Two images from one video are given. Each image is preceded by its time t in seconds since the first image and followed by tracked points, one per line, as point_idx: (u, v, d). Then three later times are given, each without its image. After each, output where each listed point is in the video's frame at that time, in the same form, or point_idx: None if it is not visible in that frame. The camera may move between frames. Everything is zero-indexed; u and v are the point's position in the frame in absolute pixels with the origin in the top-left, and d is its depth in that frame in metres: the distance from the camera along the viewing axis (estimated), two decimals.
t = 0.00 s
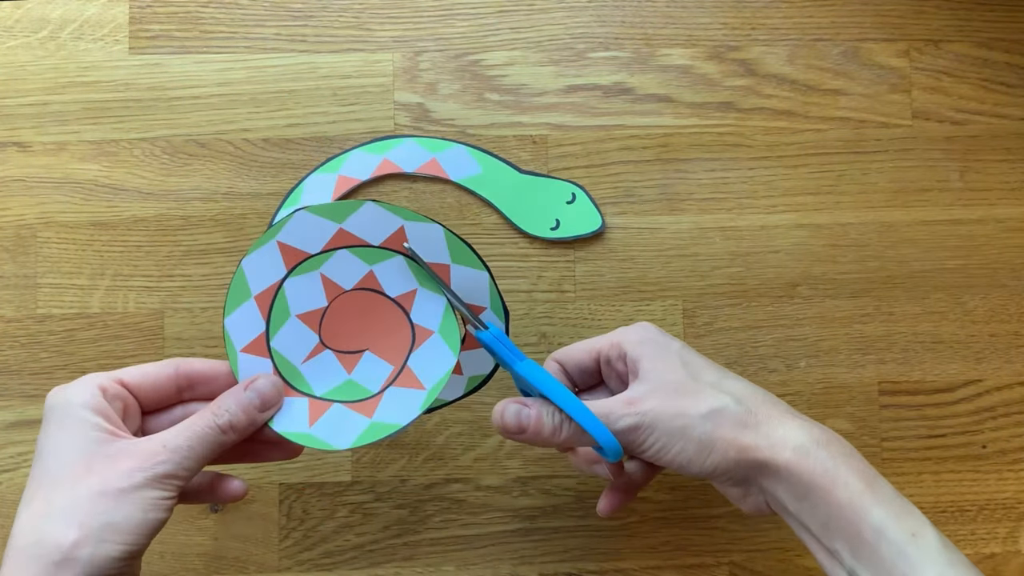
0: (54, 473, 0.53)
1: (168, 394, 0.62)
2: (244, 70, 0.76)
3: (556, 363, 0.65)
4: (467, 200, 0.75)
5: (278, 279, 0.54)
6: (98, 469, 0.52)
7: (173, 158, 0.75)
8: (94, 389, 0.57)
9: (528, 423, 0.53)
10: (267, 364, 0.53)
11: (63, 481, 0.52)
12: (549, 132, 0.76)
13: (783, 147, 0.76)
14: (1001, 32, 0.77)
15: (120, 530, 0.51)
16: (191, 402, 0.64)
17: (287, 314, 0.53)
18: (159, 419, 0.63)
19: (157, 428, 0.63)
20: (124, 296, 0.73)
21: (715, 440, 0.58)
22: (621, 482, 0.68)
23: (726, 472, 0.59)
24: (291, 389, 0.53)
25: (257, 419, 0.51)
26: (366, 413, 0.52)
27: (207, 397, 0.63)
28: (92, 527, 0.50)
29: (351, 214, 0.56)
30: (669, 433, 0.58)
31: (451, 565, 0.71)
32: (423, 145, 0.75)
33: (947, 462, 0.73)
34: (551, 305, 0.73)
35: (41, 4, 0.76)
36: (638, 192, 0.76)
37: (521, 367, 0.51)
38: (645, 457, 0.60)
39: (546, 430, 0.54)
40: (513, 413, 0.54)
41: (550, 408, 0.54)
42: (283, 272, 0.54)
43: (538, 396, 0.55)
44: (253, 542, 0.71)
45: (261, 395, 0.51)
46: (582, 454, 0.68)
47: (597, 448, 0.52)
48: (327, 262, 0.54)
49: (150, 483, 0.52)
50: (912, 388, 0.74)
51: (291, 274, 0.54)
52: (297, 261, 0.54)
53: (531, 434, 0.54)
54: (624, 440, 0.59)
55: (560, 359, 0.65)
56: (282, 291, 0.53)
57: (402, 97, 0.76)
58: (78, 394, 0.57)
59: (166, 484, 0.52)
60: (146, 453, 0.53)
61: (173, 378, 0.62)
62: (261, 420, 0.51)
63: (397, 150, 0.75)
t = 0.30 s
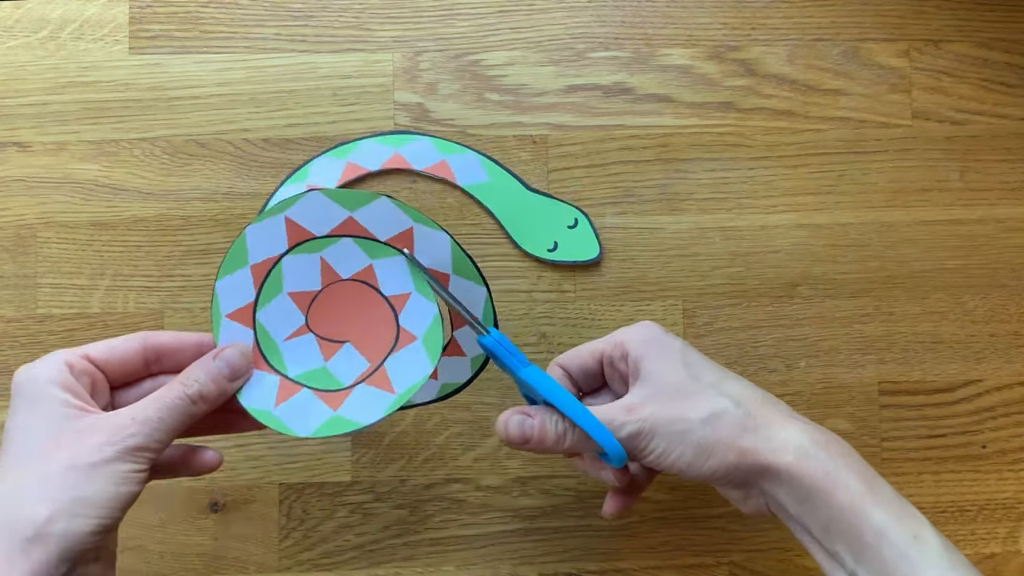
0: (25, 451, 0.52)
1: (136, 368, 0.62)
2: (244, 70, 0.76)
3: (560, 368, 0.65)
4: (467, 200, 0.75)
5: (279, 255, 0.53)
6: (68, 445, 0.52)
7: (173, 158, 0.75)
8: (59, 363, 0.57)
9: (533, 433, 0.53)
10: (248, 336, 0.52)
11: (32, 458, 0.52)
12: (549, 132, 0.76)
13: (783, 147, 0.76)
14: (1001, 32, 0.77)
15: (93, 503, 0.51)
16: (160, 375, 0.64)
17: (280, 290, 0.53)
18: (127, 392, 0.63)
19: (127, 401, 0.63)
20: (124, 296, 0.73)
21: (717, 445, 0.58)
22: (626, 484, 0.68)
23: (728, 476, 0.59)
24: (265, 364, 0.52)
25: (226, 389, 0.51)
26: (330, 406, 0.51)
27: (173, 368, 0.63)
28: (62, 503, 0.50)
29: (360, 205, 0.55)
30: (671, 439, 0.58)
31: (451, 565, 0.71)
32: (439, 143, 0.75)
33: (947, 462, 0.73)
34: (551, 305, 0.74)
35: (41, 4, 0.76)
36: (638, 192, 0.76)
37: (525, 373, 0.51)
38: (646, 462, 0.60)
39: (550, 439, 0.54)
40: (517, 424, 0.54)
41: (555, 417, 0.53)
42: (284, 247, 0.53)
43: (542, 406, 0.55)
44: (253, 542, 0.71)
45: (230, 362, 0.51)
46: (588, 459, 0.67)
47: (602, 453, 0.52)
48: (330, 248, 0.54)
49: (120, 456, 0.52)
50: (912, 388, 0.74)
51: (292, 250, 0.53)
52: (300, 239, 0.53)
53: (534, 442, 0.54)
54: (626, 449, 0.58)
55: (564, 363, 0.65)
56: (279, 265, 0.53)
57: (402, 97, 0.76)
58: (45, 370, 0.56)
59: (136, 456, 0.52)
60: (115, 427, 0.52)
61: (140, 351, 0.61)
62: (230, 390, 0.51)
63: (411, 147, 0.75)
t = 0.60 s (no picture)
0: (77, 464, 0.53)
1: (191, 385, 0.62)
2: (245, 70, 0.76)
3: (526, 324, 0.64)
4: (467, 201, 0.75)
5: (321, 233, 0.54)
6: (123, 458, 0.52)
7: (173, 158, 0.75)
8: (115, 379, 0.57)
9: (489, 374, 0.52)
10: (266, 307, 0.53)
11: (88, 467, 0.52)
12: (549, 132, 0.76)
13: (783, 147, 0.76)
14: (1001, 32, 0.77)
15: (148, 517, 0.51)
16: (214, 393, 0.64)
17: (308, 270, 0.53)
18: (183, 409, 0.63)
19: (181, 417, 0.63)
20: (124, 296, 0.73)
21: (690, 410, 0.58)
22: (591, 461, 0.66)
23: (700, 443, 0.59)
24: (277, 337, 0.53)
25: (281, 402, 0.52)
26: (332, 397, 0.53)
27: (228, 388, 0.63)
28: (121, 513, 0.51)
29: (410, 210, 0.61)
30: (646, 403, 0.57)
31: (451, 565, 0.71)
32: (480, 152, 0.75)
33: (947, 462, 0.73)
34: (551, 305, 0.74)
35: (41, 4, 0.76)
36: (638, 192, 0.76)
37: (492, 326, 0.52)
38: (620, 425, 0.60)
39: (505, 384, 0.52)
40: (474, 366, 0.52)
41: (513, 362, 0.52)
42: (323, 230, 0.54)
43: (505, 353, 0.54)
44: (253, 542, 0.71)
45: (282, 377, 0.51)
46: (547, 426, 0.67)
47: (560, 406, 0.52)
48: (367, 241, 0.54)
49: (176, 470, 0.52)
50: (912, 388, 0.74)
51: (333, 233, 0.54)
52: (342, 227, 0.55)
53: (491, 387, 0.52)
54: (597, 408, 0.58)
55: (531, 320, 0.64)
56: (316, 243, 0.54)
57: (402, 97, 0.76)
58: (100, 382, 0.57)
59: (192, 470, 0.52)
60: (171, 440, 0.52)
61: (197, 368, 0.61)
62: (285, 403, 0.52)
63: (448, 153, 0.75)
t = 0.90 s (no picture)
0: (45, 448, 0.53)
1: (164, 372, 0.62)
2: (245, 70, 0.76)
3: (545, 334, 0.65)
4: (467, 201, 0.75)
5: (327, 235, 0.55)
6: (90, 445, 0.52)
7: (173, 158, 0.75)
8: (89, 364, 0.57)
9: (516, 395, 0.52)
10: (257, 294, 0.53)
11: (55, 453, 0.52)
12: (549, 132, 0.76)
13: (783, 147, 0.76)
14: (1001, 32, 0.77)
15: (113, 504, 0.51)
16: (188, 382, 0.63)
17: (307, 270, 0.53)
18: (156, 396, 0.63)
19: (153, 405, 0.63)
20: (124, 296, 0.73)
21: (713, 401, 0.57)
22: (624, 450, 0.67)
23: (725, 432, 0.59)
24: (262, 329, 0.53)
25: (253, 394, 0.51)
26: (302, 397, 0.52)
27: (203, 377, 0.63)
28: (86, 500, 0.50)
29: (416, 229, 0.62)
30: (667, 397, 0.57)
31: (450, 565, 0.71)
32: (496, 166, 0.75)
33: (947, 462, 0.73)
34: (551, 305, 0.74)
35: (41, 4, 0.76)
36: (638, 192, 0.76)
37: (510, 341, 0.52)
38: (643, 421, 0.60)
39: (536, 401, 0.53)
40: (500, 386, 0.53)
41: (539, 378, 0.53)
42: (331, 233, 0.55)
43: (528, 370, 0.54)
44: (253, 542, 0.71)
45: (258, 365, 0.50)
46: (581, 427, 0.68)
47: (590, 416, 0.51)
48: (372, 251, 0.55)
49: (143, 458, 0.51)
50: (912, 388, 0.74)
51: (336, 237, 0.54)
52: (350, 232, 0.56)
53: (520, 407, 0.53)
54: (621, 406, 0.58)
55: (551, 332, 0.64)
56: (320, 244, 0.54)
57: (402, 97, 0.76)
58: (72, 366, 0.56)
59: (159, 458, 0.52)
60: (140, 427, 0.52)
61: (170, 356, 0.61)
62: (257, 394, 0.51)
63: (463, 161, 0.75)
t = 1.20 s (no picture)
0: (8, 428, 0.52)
1: (124, 344, 0.62)
2: (245, 70, 0.76)
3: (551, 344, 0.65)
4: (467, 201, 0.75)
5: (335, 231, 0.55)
6: (53, 421, 0.52)
7: (173, 158, 0.75)
8: (46, 342, 0.57)
9: (525, 414, 0.52)
10: (246, 266, 0.53)
11: (19, 432, 0.52)
12: (549, 132, 0.76)
13: (783, 147, 0.76)
14: (1001, 32, 0.77)
15: (82, 477, 0.51)
16: (147, 353, 0.63)
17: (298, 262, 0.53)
18: (116, 369, 0.63)
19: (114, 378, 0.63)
20: (124, 296, 0.73)
21: (710, 408, 0.57)
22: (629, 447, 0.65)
23: (725, 437, 0.59)
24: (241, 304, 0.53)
25: (216, 358, 0.51)
26: (255, 379, 0.52)
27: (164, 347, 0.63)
28: (55, 476, 0.50)
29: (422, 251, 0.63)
30: (663, 407, 0.57)
31: (450, 565, 0.71)
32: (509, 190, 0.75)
33: (947, 462, 0.73)
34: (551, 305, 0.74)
35: (41, 4, 0.76)
36: (638, 192, 0.76)
37: (515, 352, 0.51)
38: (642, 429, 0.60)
39: (545, 417, 0.53)
40: (509, 407, 0.53)
41: (546, 395, 0.53)
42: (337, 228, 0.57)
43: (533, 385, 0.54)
44: (253, 542, 0.71)
45: (219, 331, 0.51)
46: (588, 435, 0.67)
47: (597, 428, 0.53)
48: (370, 257, 0.54)
49: (109, 429, 0.52)
50: (912, 388, 0.74)
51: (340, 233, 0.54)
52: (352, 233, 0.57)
53: (530, 425, 0.53)
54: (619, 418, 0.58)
55: (556, 339, 0.64)
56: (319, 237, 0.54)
57: (402, 97, 0.76)
58: (31, 348, 0.56)
59: (126, 428, 0.52)
60: (102, 400, 0.52)
61: (130, 327, 0.61)
62: (220, 357, 0.51)
63: (477, 180, 0.75)
